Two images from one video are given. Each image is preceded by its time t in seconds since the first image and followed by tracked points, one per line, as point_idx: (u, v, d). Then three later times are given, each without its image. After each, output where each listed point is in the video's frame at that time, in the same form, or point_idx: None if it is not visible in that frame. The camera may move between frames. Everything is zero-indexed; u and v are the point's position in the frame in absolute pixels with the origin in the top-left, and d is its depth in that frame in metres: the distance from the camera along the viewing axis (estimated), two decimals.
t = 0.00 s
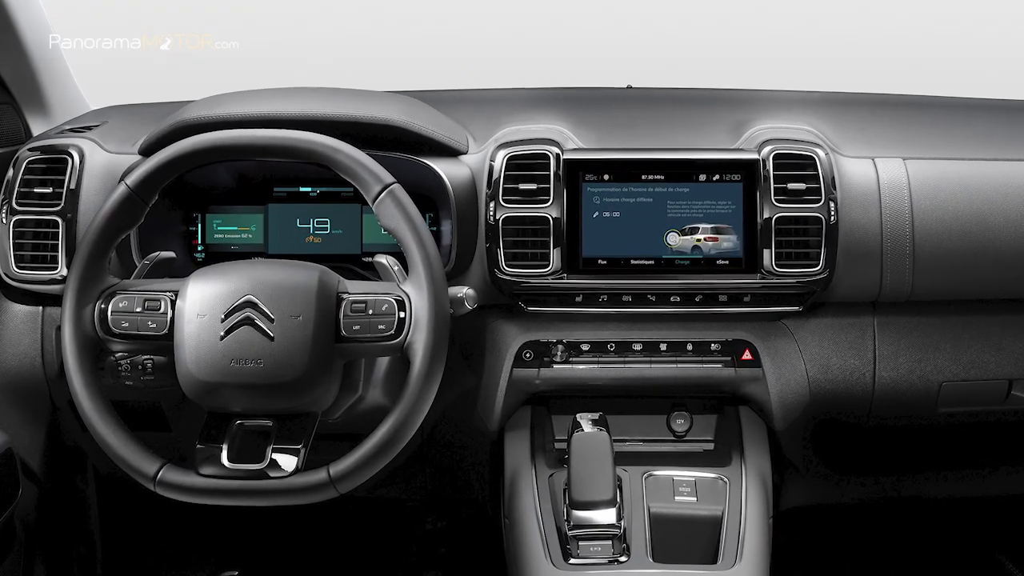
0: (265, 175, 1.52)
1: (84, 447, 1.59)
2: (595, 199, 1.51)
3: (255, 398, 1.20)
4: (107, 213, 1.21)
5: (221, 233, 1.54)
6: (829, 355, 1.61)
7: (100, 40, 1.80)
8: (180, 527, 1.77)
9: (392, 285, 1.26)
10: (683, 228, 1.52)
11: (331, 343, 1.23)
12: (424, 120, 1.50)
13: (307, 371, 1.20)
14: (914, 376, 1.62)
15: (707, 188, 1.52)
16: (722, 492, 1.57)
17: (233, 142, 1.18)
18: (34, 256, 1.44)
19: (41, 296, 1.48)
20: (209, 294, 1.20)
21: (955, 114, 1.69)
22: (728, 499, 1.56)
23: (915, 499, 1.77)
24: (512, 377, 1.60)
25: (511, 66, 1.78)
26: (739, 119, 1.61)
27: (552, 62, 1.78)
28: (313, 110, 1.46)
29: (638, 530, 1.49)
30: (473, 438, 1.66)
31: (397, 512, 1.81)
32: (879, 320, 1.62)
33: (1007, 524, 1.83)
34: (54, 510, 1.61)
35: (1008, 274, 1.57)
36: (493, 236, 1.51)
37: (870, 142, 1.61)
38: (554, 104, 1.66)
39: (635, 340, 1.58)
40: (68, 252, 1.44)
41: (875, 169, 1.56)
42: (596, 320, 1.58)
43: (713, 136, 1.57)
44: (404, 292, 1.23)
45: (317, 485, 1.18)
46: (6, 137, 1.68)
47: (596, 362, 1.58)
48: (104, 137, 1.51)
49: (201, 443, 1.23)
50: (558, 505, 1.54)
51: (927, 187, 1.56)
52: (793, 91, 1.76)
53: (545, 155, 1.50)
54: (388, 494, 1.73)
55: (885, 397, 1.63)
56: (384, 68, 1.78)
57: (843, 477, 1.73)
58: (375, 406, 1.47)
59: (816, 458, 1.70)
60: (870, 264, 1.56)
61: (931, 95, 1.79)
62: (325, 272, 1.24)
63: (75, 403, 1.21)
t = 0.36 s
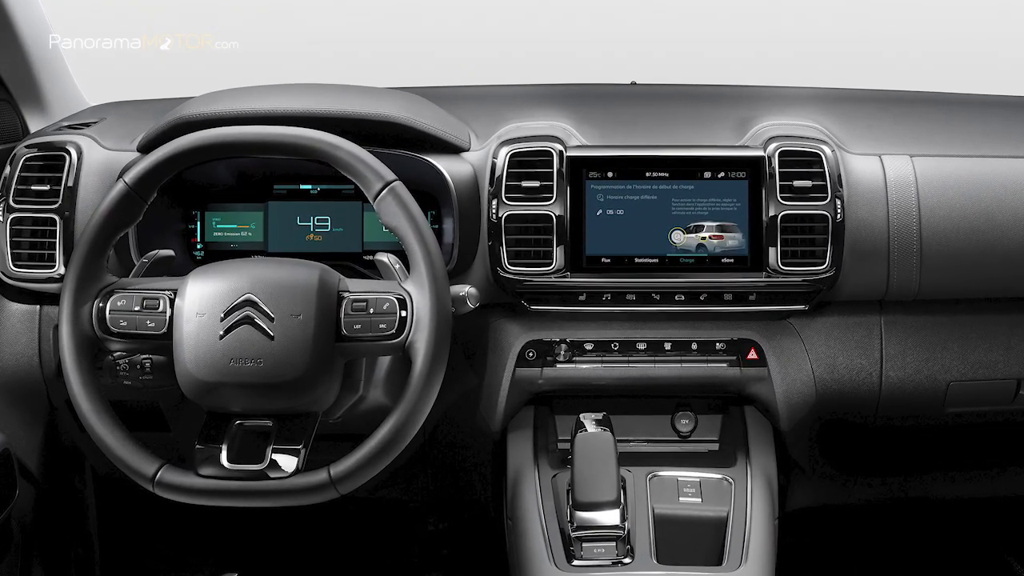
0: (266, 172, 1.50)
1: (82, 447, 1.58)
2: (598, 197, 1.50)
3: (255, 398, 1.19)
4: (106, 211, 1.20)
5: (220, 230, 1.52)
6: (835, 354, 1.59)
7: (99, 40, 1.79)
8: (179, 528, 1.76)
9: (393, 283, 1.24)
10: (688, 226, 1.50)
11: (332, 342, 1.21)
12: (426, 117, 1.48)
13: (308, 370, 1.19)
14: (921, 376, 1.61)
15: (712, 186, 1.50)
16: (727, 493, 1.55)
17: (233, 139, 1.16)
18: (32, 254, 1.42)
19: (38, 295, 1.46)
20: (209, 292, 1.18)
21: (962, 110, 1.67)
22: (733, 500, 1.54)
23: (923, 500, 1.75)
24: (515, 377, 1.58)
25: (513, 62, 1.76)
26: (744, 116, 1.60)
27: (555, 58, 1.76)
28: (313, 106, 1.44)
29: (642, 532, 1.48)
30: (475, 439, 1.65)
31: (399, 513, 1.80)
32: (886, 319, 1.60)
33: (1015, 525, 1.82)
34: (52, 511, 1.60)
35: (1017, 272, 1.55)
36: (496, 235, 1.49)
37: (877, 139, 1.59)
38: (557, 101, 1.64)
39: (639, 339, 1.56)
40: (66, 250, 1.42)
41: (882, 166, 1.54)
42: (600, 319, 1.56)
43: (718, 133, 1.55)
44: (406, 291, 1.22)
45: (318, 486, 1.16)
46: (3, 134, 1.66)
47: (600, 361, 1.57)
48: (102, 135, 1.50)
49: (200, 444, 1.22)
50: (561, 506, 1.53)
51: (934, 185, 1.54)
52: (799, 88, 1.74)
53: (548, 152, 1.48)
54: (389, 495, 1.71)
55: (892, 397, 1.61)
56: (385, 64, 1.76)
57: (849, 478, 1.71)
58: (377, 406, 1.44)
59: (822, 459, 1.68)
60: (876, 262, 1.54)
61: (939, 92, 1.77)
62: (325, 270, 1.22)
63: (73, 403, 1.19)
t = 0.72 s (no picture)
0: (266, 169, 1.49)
1: (80, 448, 1.57)
2: (602, 194, 1.48)
3: (255, 397, 1.18)
4: (104, 209, 1.18)
5: (219, 229, 1.51)
6: (842, 354, 1.57)
7: (99, 40, 1.77)
8: (178, 529, 1.74)
9: (395, 281, 1.22)
10: (693, 224, 1.48)
11: (332, 341, 1.19)
12: (428, 114, 1.47)
13: (309, 370, 1.17)
14: (929, 375, 1.59)
15: (717, 183, 1.49)
16: (732, 494, 1.54)
17: (231, 135, 1.15)
18: (29, 252, 1.41)
19: (35, 294, 1.45)
20: (208, 291, 1.17)
21: (970, 107, 1.65)
22: (739, 501, 1.52)
23: (929, 501, 1.73)
24: (519, 376, 1.56)
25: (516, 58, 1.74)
26: (750, 112, 1.58)
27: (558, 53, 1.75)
28: (314, 103, 1.42)
29: (646, 533, 1.46)
30: (478, 440, 1.63)
31: (401, 515, 1.78)
32: (892, 318, 1.58)
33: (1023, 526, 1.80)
34: (50, 512, 1.58)
35: None
36: (498, 233, 1.47)
37: (884, 136, 1.57)
38: (561, 98, 1.62)
39: (644, 338, 1.54)
40: (64, 249, 1.41)
41: (889, 163, 1.53)
42: (603, 318, 1.54)
43: (723, 130, 1.54)
44: (407, 290, 1.20)
45: (318, 487, 1.15)
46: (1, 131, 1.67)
47: (604, 361, 1.55)
48: (100, 131, 1.48)
49: (200, 444, 1.21)
50: (564, 506, 1.51)
51: (942, 183, 1.52)
52: (804, 84, 1.72)
53: (551, 150, 1.47)
54: (391, 496, 1.70)
55: (899, 396, 1.59)
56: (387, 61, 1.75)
57: (856, 479, 1.69)
58: (378, 406, 1.41)
59: (827, 459, 1.67)
60: (883, 261, 1.52)
61: (947, 88, 1.75)
62: (326, 268, 1.20)
63: (71, 403, 1.18)
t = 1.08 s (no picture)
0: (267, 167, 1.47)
1: (77, 449, 1.56)
2: (605, 192, 1.46)
3: (255, 397, 1.16)
4: (102, 206, 1.17)
5: (219, 227, 1.49)
6: (848, 353, 1.56)
7: (99, 40, 1.76)
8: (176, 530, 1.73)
9: (396, 280, 1.21)
10: (697, 222, 1.47)
11: (333, 340, 1.18)
12: (430, 110, 1.45)
13: (309, 369, 1.16)
14: (936, 375, 1.57)
15: (722, 181, 1.47)
16: (737, 495, 1.52)
17: (230, 132, 1.13)
18: (26, 251, 1.39)
19: (33, 292, 1.43)
20: (207, 290, 1.15)
21: (977, 104, 1.64)
22: (744, 501, 1.51)
23: (936, 502, 1.72)
24: (521, 376, 1.55)
25: (519, 54, 1.72)
26: (755, 109, 1.56)
27: (562, 49, 1.73)
28: (314, 99, 1.41)
29: (650, 535, 1.44)
30: (480, 440, 1.62)
31: (403, 515, 1.77)
32: (899, 317, 1.56)
33: None
34: (47, 513, 1.57)
35: None
36: (500, 231, 1.46)
37: (891, 133, 1.55)
38: (564, 94, 1.61)
39: (648, 337, 1.53)
40: (62, 247, 1.39)
41: (895, 161, 1.51)
42: (607, 316, 1.53)
43: (728, 126, 1.52)
44: (409, 288, 1.19)
45: (319, 488, 1.13)
46: None
47: (607, 360, 1.53)
48: (98, 128, 1.47)
49: (199, 444, 1.20)
50: (567, 507, 1.50)
51: (949, 180, 1.50)
52: (810, 80, 1.70)
53: (554, 147, 1.45)
54: (392, 497, 1.69)
55: (906, 396, 1.58)
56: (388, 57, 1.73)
57: (862, 479, 1.68)
58: (379, 406, 1.40)
59: (834, 460, 1.65)
60: (890, 259, 1.50)
61: (955, 85, 1.73)
62: (326, 267, 1.19)
63: (68, 403, 1.17)
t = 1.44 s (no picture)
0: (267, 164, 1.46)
1: (75, 449, 1.55)
2: (609, 190, 1.45)
3: (255, 397, 1.15)
4: (100, 204, 1.15)
5: (218, 225, 1.48)
6: (854, 353, 1.54)
7: (99, 40, 1.74)
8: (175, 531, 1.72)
9: (398, 279, 1.19)
10: (702, 220, 1.45)
11: (334, 340, 1.16)
12: (432, 107, 1.44)
13: (309, 369, 1.14)
14: (943, 375, 1.55)
15: (727, 178, 1.45)
16: (742, 496, 1.51)
17: (230, 129, 1.12)
18: (24, 249, 1.38)
19: (31, 291, 1.42)
20: (206, 288, 1.14)
21: (985, 100, 1.62)
22: (749, 502, 1.49)
23: (943, 503, 1.70)
24: (523, 376, 1.53)
25: (522, 50, 1.71)
26: (760, 106, 1.54)
27: (564, 45, 1.71)
28: (315, 96, 1.39)
29: (654, 536, 1.43)
30: (482, 440, 1.60)
31: (404, 516, 1.76)
32: (906, 316, 1.54)
33: None
34: (45, 514, 1.56)
35: None
36: (503, 229, 1.44)
37: (898, 130, 1.53)
38: (567, 91, 1.59)
39: (652, 336, 1.51)
40: (60, 245, 1.38)
41: (902, 158, 1.49)
42: (611, 315, 1.51)
43: (733, 124, 1.50)
44: (410, 287, 1.17)
45: (319, 488, 1.12)
46: None
47: (611, 360, 1.52)
48: (96, 125, 1.45)
49: (198, 445, 1.18)
50: (571, 508, 1.48)
51: (956, 178, 1.49)
52: (816, 76, 1.69)
53: (557, 144, 1.44)
54: (393, 498, 1.67)
55: (913, 396, 1.56)
56: (390, 54, 1.72)
57: (868, 480, 1.66)
58: (381, 405, 1.39)
59: (839, 461, 1.64)
60: (896, 258, 1.48)
61: (963, 82, 1.71)
62: (327, 265, 1.17)
63: (66, 403, 1.15)
